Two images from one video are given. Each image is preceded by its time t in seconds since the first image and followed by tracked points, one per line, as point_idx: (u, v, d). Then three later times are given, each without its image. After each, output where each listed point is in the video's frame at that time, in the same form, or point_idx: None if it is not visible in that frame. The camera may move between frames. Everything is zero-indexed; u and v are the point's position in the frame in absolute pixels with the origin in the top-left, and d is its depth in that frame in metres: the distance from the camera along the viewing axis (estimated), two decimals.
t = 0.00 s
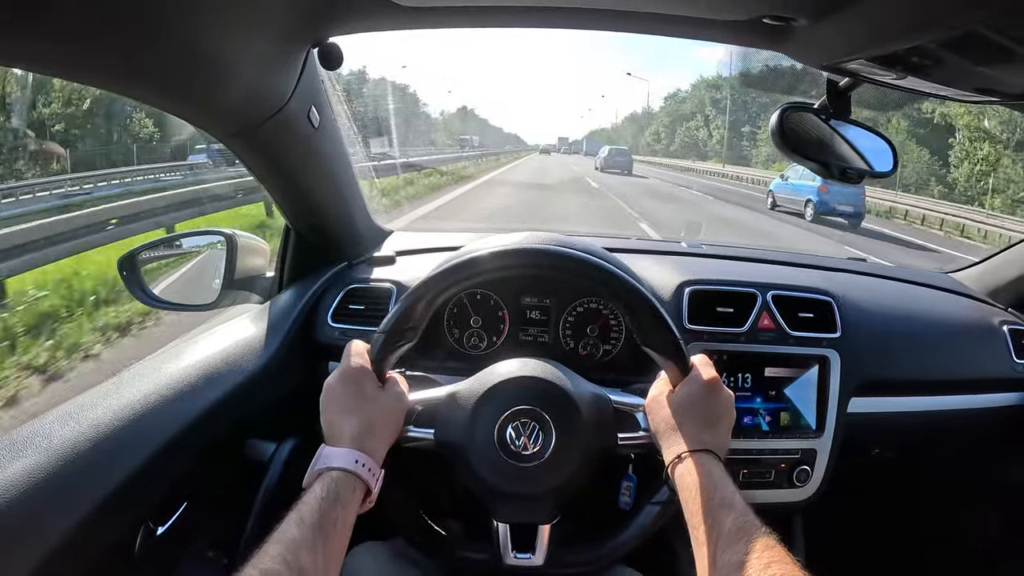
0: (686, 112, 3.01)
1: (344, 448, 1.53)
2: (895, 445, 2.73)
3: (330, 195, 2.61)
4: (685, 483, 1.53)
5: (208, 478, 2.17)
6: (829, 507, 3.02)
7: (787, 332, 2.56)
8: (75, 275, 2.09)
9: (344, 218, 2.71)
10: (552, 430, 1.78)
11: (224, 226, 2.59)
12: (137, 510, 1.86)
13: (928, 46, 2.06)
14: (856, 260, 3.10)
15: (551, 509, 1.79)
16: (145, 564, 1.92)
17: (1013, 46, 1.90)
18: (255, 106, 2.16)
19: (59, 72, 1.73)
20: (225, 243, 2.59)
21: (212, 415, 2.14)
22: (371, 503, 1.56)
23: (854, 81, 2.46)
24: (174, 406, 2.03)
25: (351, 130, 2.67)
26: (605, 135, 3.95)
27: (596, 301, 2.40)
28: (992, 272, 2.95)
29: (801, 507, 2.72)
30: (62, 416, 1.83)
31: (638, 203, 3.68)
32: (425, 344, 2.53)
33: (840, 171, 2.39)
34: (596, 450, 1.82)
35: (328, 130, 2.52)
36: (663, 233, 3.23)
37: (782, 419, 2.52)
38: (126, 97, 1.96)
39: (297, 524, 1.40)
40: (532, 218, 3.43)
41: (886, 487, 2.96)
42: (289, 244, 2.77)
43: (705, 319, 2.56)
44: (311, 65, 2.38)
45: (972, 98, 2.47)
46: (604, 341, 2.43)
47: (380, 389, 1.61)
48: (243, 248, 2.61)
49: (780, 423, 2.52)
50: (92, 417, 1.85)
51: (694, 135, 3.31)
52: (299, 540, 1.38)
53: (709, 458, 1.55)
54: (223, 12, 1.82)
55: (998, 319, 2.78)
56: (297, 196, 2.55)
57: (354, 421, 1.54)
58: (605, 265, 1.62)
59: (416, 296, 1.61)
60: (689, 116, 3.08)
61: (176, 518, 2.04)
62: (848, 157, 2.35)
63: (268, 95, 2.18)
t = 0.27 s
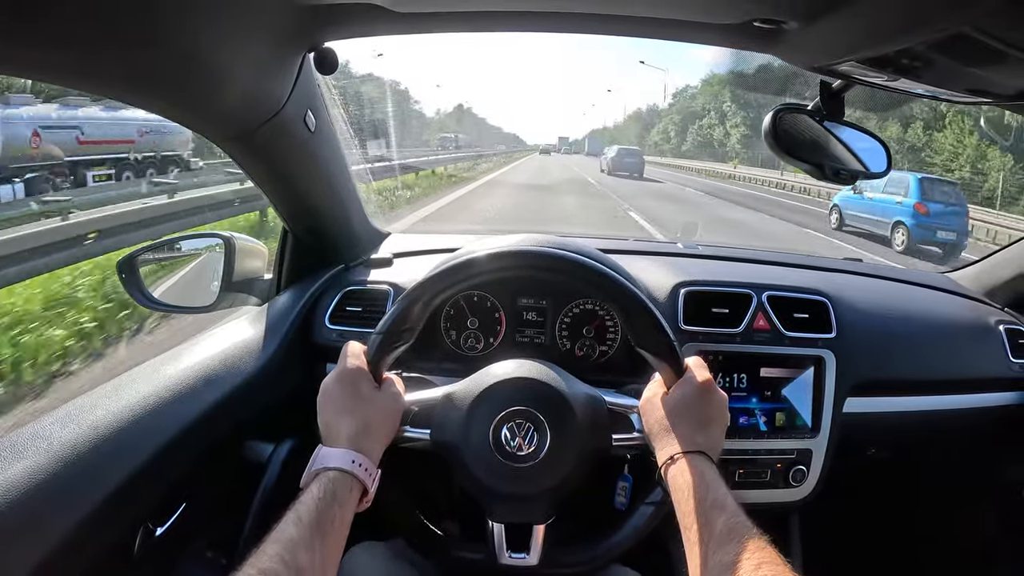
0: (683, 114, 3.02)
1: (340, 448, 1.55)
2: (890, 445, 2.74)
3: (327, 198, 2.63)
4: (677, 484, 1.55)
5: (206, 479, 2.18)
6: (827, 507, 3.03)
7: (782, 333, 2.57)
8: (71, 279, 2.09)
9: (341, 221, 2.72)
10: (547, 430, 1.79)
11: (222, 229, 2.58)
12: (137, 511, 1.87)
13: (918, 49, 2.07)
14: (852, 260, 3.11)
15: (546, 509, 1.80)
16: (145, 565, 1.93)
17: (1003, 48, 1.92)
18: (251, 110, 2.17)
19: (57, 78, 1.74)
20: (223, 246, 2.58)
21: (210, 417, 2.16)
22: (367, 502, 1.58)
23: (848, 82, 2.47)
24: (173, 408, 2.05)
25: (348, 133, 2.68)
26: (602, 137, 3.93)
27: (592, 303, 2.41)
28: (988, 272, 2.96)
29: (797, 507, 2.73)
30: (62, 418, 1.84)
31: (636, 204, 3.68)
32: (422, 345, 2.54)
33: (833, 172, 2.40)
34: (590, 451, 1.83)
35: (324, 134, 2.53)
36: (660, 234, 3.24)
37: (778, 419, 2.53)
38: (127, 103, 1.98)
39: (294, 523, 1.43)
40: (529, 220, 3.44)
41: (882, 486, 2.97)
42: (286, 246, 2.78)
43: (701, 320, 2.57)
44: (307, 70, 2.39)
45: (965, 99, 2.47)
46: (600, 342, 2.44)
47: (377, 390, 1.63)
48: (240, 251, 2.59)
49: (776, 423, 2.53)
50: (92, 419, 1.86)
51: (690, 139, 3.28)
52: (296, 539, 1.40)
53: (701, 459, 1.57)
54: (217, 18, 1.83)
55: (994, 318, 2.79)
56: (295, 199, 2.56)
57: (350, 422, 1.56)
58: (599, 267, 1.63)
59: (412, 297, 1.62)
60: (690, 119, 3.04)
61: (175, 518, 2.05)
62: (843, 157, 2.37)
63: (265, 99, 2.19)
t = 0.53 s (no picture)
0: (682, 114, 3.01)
1: (340, 443, 1.56)
2: (890, 444, 2.74)
3: (327, 199, 2.63)
4: (677, 485, 1.55)
5: (206, 479, 2.19)
6: (829, 506, 3.03)
7: (781, 332, 2.57)
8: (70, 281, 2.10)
9: (342, 221, 2.72)
10: (546, 429, 1.79)
11: (222, 230, 2.59)
12: (137, 510, 1.88)
13: (914, 46, 2.07)
14: (852, 259, 3.11)
15: (545, 508, 1.81)
16: (144, 564, 1.93)
17: (999, 45, 1.92)
18: (250, 111, 2.17)
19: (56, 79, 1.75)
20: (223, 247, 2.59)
21: (210, 416, 2.16)
22: (366, 497, 1.59)
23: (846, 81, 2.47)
24: (173, 408, 2.05)
25: (347, 133, 2.68)
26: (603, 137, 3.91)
27: (591, 302, 2.42)
28: (987, 270, 2.96)
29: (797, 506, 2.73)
30: (62, 418, 1.85)
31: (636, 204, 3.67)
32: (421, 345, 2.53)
33: (831, 170, 2.40)
34: (589, 449, 1.84)
35: (324, 134, 2.53)
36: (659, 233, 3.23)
37: (777, 418, 2.53)
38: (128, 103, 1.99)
39: (293, 518, 1.43)
40: (528, 220, 3.44)
41: (881, 486, 2.97)
42: (286, 247, 2.78)
43: (700, 319, 2.57)
44: (306, 71, 2.39)
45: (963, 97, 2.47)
46: (600, 341, 2.44)
47: (377, 386, 1.64)
48: (240, 251, 2.60)
49: (775, 422, 2.53)
50: (91, 419, 1.86)
51: (691, 139, 3.29)
52: (296, 533, 1.41)
53: (701, 461, 1.57)
54: (214, 18, 1.84)
55: (993, 317, 2.79)
56: (294, 199, 2.55)
57: (350, 417, 1.57)
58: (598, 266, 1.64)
59: (413, 295, 1.63)
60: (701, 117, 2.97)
61: (175, 518, 2.06)
62: (840, 155, 2.36)
63: (264, 99, 2.19)
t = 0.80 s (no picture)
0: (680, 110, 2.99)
1: (332, 437, 1.55)
2: (891, 443, 2.72)
3: (323, 200, 2.62)
4: (673, 491, 1.55)
5: (200, 480, 2.17)
6: (830, 506, 3.00)
7: (780, 329, 2.54)
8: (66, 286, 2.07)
9: (337, 222, 2.71)
10: (540, 429, 1.77)
11: (217, 231, 2.57)
12: (130, 511, 1.86)
13: (911, 37, 2.04)
14: (851, 256, 3.09)
15: (539, 508, 1.79)
16: (137, 567, 1.92)
17: (997, 35, 1.90)
18: (240, 109, 2.16)
19: (45, 77, 1.74)
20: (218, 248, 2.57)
21: (203, 418, 2.15)
22: (359, 493, 1.58)
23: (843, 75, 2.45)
24: (166, 409, 2.04)
25: (341, 133, 2.66)
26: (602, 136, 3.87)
27: (588, 301, 2.41)
28: (988, 266, 2.93)
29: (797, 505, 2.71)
30: (54, 420, 1.83)
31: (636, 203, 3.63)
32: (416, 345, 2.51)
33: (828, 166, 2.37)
34: (583, 449, 1.82)
35: (316, 133, 2.50)
36: (657, 232, 3.20)
37: (776, 416, 2.51)
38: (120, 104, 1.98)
39: (284, 513, 1.43)
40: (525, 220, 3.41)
41: (882, 485, 2.94)
42: (281, 248, 2.77)
43: (697, 317, 2.54)
44: (295, 69, 2.37)
45: (961, 90, 2.44)
46: (597, 340, 2.42)
47: (371, 381, 1.62)
48: (234, 252, 2.58)
49: (774, 420, 2.50)
50: (83, 420, 1.85)
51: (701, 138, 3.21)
52: (287, 529, 1.41)
53: (698, 467, 1.57)
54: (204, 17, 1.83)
55: (995, 313, 2.76)
56: (288, 199, 2.54)
57: (343, 412, 1.56)
58: (592, 264, 1.63)
59: (407, 294, 1.61)
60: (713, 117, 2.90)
61: (169, 520, 2.04)
62: (835, 150, 2.34)
63: (254, 97, 2.18)
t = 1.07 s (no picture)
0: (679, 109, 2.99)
1: (329, 435, 1.55)
2: (889, 443, 2.71)
3: (322, 203, 2.63)
4: (669, 492, 1.55)
5: (198, 480, 2.18)
6: (829, 507, 3.00)
7: (778, 329, 2.54)
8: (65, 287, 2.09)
9: (335, 223, 2.72)
10: (536, 428, 1.78)
11: (215, 232, 2.57)
12: (128, 512, 1.87)
13: (906, 36, 2.04)
14: (850, 256, 3.09)
15: (535, 508, 1.79)
16: (135, 566, 1.92)
17: (992, 33, 1.89)
18: (237, 110, 2.16)
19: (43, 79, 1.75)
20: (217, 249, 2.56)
21: (201, 418, 2.15)
22: (354, 492, 1.58)
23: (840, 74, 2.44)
24: (164, 409, 2.04)
25: (339, 134, 2.67)
26: (603, 136, 3.87)
27: (585, 301, 2.41)
28: (987, 266, 2.92)
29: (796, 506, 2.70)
30: (52, 419, 1.83)
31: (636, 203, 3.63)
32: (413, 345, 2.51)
33: (826, 166, 2.37)
34: (579, 449, 1.82)
35: (313, 134, 2.51)
36: (656, 232, 3.20)
37: (775, 416, 2.50)
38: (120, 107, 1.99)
39: (281, 511, 1.44)
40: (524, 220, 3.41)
41: (881, 485, 2.94)
42: (279, 249, 2.77)
43: (695, 317, 2.54)
44: (293, 71, 2.38)
45: (958, 89, 2.44)
46: (595, 341, 2.42)
47: (369, 380, 1.63)
48: (232, 253, 2.56)
49: (772, 420, 2.50)
50: (81, 420, 1.85)
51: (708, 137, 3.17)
52: (283, 526, 1.41)
53: (694, 469, 1.57)
54: (201, 18, 1.83)
55: (994, 313, 2.76)
56: (286, 200, 2.55)
57: (340, 411, 1.56)
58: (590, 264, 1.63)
59: (405, 294, 1.62)
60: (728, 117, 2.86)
61: (167, 520, 2.05)
62: (836, 149, 2.33)
63: (251, 97, 2.18)
